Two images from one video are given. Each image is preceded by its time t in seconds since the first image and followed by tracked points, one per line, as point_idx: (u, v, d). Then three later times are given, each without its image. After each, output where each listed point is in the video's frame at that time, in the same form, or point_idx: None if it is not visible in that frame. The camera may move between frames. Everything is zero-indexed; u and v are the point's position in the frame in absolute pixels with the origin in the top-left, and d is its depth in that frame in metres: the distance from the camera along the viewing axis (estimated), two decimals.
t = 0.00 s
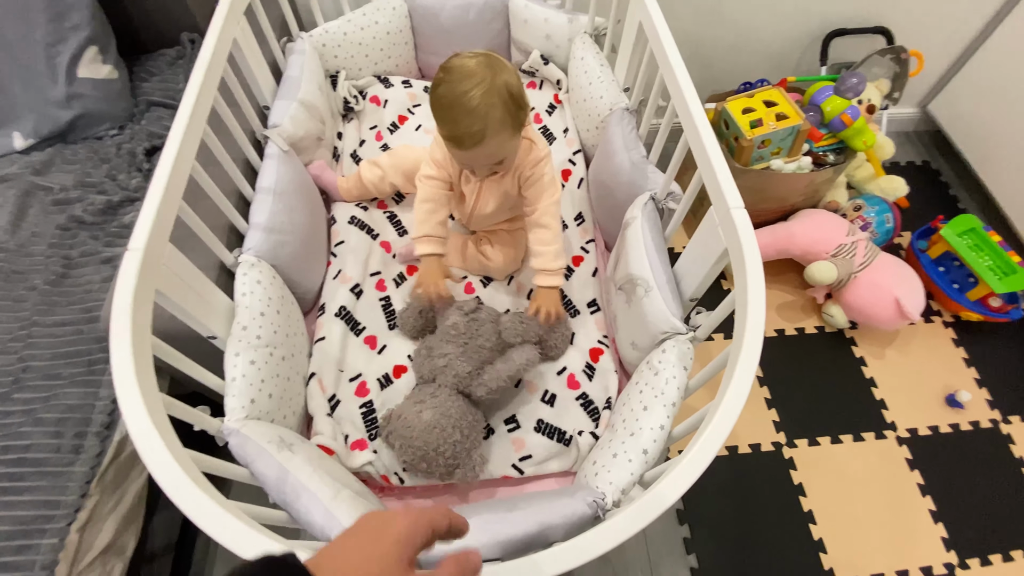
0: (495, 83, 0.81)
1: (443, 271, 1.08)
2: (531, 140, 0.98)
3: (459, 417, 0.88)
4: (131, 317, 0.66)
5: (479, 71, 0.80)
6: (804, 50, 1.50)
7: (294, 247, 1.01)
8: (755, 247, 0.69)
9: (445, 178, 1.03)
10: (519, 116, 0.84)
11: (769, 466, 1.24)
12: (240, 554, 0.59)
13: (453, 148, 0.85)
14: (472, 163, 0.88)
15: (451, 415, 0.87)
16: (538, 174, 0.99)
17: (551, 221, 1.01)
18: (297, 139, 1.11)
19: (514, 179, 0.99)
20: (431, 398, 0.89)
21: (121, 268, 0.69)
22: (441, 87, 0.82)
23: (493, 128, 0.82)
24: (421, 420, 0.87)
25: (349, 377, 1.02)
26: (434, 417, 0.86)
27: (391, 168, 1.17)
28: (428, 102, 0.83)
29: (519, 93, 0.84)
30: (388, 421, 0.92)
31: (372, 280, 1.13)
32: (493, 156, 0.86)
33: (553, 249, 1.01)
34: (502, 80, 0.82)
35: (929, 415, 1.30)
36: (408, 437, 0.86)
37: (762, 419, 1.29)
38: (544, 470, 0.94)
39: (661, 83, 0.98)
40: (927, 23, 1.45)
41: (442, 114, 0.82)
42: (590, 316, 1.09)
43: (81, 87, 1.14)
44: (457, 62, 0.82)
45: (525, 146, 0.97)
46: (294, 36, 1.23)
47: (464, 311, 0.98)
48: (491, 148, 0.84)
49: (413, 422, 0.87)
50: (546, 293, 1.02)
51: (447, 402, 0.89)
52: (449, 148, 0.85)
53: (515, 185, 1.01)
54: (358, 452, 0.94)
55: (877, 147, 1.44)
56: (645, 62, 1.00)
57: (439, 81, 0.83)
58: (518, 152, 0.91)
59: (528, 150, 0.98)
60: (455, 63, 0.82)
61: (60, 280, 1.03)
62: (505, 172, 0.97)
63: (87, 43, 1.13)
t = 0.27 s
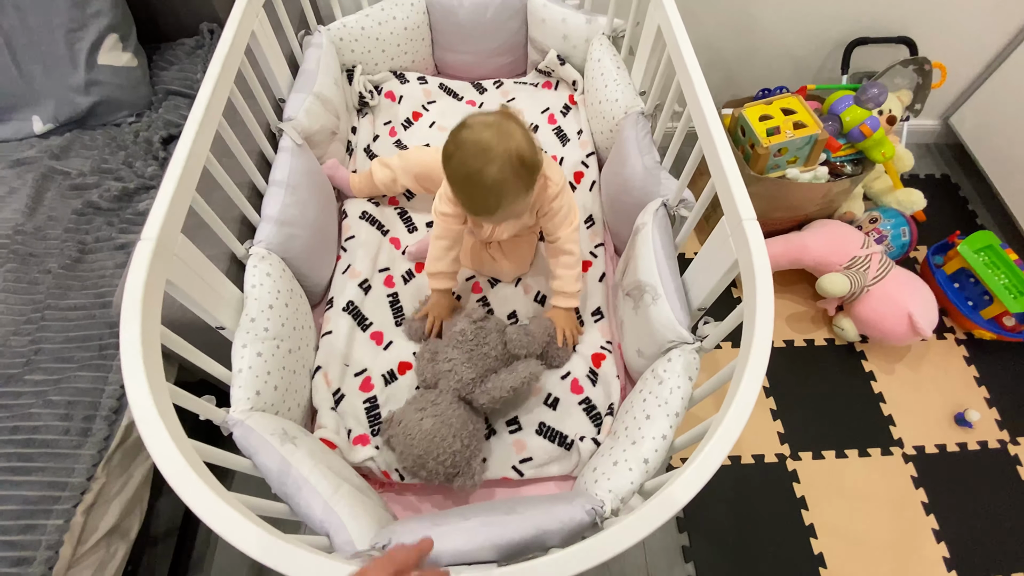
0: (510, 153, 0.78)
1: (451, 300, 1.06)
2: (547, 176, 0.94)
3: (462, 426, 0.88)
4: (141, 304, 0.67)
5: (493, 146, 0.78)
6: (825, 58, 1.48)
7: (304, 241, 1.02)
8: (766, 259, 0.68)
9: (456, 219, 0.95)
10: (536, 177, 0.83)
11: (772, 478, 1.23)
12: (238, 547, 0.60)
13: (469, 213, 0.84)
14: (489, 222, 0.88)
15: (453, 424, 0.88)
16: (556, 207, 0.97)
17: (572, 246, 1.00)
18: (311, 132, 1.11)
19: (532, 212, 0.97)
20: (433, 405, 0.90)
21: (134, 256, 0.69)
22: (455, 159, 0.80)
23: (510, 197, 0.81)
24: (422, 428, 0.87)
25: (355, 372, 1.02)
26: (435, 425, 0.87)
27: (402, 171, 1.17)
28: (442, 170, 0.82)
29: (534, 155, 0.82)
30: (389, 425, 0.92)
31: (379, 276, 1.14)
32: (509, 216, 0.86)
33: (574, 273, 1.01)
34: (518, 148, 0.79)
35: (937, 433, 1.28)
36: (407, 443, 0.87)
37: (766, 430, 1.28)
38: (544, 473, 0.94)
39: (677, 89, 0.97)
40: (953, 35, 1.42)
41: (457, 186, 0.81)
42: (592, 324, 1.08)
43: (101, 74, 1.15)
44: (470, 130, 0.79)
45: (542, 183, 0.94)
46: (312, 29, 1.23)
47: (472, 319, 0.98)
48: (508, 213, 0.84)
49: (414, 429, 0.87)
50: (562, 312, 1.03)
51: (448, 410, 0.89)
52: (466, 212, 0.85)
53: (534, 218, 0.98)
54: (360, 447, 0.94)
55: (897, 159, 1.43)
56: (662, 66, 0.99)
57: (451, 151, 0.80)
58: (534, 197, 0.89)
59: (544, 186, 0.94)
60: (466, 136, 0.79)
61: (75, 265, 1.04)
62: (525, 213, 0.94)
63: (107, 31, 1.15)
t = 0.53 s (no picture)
0: (509, 164, 0.78)
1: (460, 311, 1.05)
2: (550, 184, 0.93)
3: (462, 433, 0.88)
4: (141, 303, 0.65)
5: (494, 162, 0.77)
6: (833, 69, 1.48)
7: (306, 240, 1.01)
8: (777, 274, 0.68)
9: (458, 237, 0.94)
10: (537, 193, 0.82)
11: (770, 490, 1.23)
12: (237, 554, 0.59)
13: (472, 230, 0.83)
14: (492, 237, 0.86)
15: (454, 432, 0.87)
16: (560, 216, 0.96)
17: (569, 254, 0.98)
18: (316, 129, 1.10)
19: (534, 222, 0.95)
20: (435, 411, 0.90)
21: (135, 253, 0.68)
22: (455, 177, 0.80)
23: (513, 212, 0.80)
24: (423, 434, 0.86)
25: (354, 373, 1.01)
26: (437, 432, 0.86)
27: (401, 188, 1.13)
28: (443, 188, 0.82)
29: (536, 169, 0.81)
30: (389, 429, 0.92)
31: (382, 276, 1.13)
32: (512, 230, 0.85)
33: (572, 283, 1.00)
34: (520, 163, 0.78)
35: (935, 449, 1.28)
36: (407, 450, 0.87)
37: (764, 441, 1.28)
38: (543, 481, 0.93)
39: (688, 97, 0.96)
40: (962, 50, 1.42)
41: (457, 203, 0.81)
42: (598, 330, 1.08)
43: (105, 64, 1.14)
44: (467, 146, 0.79)
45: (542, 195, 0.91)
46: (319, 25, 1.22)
47: (476, 324, 0.98)
48: (512, 228, 0.82)
49: (416, 434, 0.87)
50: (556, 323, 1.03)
51: (450, 415, 0.89)
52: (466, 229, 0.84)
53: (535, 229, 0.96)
54: (358, 450, 0.93)
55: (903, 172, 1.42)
56: (673, 74, 0.98)
57: (450, 168, 0.80)
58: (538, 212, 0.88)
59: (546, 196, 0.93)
60: (467, 152, 0.78)
61: (73, 257, 1.03)
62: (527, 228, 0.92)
63: (113, 21, 1.13)
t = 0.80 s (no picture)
0: (529, 92, 0.79)
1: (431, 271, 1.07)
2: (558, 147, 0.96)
3: (502, 385, 0.92)
4: (152, 305, 0.65)
5: (513, 78, 0.79)
6: (834, 82, 1.49)
7: (312, 242, 1.00)
8: (786, 287, 0.68)
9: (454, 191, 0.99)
10: (551, 125, 0.82)
11: (767, 498, 1.24)
12: (247, 560, 0.59)
13: (479, 154, 0.82)
14: (497, 170, 0.86)
15: (499, 386, 0.91)
16: (569, 179, 0.98)
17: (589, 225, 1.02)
18: (323, 131, 1.10)
19: (544, 185, 0.97)
20: (478, 379, 0.92)
21: (145, 254, 0.68)
22: (472, 92, 0.80)
23: (525, 137, 0.80)
24: (483, 400, 0.88)
25: (357, 377, 1.01)
26: (492, 395, 0.89)
27: (409, 188, 1.13)
28: (456, 107, 0.82)
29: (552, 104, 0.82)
30: (434, 420, 0.91)
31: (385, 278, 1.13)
32: (518, 166, 0.85)
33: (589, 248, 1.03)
34: (538, 89, 0.80)
35: (929, 459, 1.30)
36: (473, 424, 0.87)
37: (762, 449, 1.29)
38: (546, 487, 0.93)
39: (696, 108, 0.97)
40: (960, 67, 1.44)
41: (469, 120, 0.80)
42: (603, 336, 1.08)
43: (110, 59, 1.13)
44: (489, 68, 0.80)
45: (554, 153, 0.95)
46: (327, 26, 1.21)
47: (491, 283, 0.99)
48: (520, 157, 0.82)
49: (473, 400, 0.88)
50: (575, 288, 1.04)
51: (489, 377, 0.92)
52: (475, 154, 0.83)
53: (544, 196, 0.98)
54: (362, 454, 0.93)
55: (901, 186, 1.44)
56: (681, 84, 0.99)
57: (469, 85, 0.81)
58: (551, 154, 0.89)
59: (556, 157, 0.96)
60: (486, 68, 0.80)
61: (74, 254, 1.02)
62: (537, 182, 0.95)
63: (119, 16, 1.12)
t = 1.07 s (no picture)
0: (547, 45, 0.80)
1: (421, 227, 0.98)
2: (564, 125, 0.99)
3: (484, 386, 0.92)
4: (155, 310, 0.64)
5: (532, 29, 0.80)
6: (831, 91, 1.51)
7: (313, 245, 1.00)
8: (790, 295, 0.69)
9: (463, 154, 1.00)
10: (565, 83, 0.83)
11: (764, 503, 1.24)
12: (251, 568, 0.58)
13: (491, 102, 0.82)
14: (507, 123, 0.84)
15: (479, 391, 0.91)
16: (574, 155, 1.00)
17: (589, 199, 1.01)
18: (325, 134, 1.10)
19: (549, 159, 0.99)
20: (453, 386, 0.90)
21: (148, 258, 0.67)
22: (490, 42, 0.81)
23: (539, 85, 0.80)
24: (451, 409, 0.89)
25: (357, 381, 1.01)
26: (465, 405, 0.89)
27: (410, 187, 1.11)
28: (474, 57, 0.82)
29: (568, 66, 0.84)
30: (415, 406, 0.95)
31: (385, 282, 1.12)
32: (530, 122, 0.84)
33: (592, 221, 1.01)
34: (554, 44, 0.81)
35: (924, 465, 1.31)
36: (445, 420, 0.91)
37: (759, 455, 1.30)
38: (547, 493, 0.93)
39: (698, 116, 0.98)
40: (955, 77, 1.46)
41: (484, 66, 0.80)
42: (603, 341, 1.09)
43: (110, 60, 1.12)
44: (509, 22, 0.82)
45: (559, 128, 0.98)
46: (329, 29, 1.21)
47: (479, 275, 0.87)
48: (532, 106, 0.81)
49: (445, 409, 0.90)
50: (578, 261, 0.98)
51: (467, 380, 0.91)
52: (488, 105, 0.83)
53: (550, 170, 1.00)
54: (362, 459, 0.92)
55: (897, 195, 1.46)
56: (683, 92, 0.99)
57: (487, 38, 0.82)
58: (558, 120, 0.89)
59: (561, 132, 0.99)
60: (505, 22, 0.81)
61: (72, 255, 1.01)
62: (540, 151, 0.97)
63: (120, 17, 1.12)
